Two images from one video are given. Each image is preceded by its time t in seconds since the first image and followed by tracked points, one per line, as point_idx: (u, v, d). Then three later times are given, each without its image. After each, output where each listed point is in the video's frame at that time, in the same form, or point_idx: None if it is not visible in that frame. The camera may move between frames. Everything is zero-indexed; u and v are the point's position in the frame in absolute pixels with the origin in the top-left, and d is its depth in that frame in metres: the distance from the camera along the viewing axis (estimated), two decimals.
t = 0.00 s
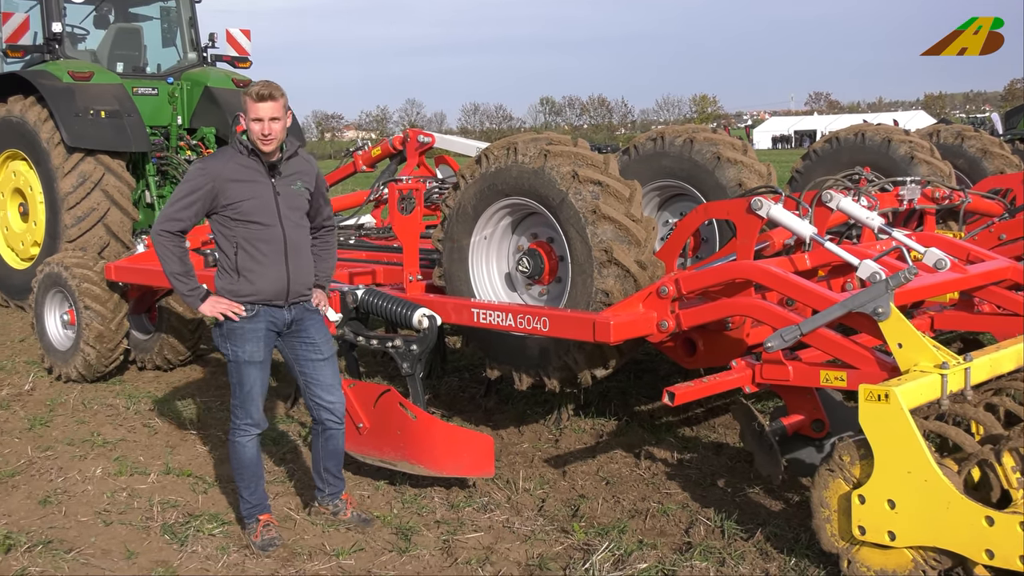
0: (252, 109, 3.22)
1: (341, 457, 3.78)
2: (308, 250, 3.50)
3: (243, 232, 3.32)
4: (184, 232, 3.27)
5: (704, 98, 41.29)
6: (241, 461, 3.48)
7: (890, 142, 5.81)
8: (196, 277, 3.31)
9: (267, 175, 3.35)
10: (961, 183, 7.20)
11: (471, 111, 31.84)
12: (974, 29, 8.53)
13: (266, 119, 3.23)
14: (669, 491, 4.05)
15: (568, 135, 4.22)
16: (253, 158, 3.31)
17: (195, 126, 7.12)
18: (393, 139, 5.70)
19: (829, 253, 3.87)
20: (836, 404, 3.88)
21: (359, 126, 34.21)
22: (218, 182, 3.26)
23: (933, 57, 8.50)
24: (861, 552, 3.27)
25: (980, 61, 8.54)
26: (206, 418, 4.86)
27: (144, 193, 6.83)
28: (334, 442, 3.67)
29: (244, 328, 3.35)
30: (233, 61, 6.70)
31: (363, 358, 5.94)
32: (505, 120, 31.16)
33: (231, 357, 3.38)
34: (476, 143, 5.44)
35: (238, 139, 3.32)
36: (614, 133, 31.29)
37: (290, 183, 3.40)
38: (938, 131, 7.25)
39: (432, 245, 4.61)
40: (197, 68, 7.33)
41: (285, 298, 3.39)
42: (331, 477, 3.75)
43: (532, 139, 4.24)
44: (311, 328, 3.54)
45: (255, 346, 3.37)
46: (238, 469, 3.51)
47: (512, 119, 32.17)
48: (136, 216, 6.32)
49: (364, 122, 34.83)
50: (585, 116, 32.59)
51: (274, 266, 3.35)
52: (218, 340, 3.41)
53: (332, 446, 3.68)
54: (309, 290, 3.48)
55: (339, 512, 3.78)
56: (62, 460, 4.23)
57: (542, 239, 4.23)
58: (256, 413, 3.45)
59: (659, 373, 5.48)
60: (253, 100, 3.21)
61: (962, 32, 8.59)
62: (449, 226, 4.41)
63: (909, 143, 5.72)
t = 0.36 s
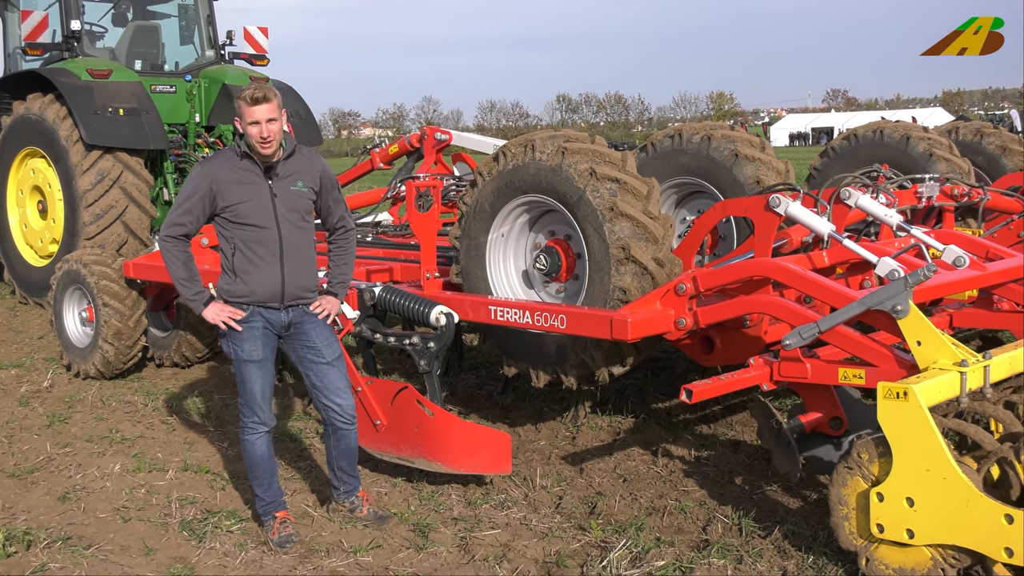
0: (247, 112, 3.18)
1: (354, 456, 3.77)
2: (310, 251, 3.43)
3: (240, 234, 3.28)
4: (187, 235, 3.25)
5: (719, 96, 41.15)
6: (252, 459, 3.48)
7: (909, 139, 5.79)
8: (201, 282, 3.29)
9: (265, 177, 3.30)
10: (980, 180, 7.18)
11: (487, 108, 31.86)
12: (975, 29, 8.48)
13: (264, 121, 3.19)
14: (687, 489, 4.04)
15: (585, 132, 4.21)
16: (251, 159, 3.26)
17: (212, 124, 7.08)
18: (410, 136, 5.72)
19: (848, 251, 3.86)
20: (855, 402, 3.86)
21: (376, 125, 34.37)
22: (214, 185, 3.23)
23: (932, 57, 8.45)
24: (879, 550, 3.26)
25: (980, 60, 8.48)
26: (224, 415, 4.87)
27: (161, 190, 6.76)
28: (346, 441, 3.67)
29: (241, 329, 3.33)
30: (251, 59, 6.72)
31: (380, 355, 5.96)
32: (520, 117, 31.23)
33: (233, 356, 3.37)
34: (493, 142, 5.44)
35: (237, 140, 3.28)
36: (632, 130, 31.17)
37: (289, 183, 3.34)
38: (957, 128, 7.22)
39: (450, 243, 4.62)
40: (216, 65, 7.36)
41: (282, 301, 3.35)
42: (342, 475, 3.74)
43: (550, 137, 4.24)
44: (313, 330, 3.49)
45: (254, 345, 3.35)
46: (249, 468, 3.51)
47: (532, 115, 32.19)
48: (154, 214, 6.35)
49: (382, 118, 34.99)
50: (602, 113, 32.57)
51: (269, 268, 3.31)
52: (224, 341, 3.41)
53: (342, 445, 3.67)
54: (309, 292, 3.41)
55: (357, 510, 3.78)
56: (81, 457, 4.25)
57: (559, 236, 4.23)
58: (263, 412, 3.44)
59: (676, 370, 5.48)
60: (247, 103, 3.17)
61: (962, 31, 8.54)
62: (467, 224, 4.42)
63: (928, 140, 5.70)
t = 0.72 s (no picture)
0: (284, 108, 3.23)
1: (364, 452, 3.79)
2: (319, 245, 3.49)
3: (256, 230, 3.29)
4: (200, 234, 3.21)
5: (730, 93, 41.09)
6: (265, 457, 3.48)
7: (922, 137, 5.78)
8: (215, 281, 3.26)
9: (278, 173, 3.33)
10: (994, 178, 7.15)
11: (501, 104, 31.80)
12: (974, 29, 8.41)
13: (296, 117, 3.26)
14: (699, 487, 4.04)
15: (598, 129, 4.21)
16: (264, 155, 3.28)
17: (224, 121, 7.08)
18: (422, 133, 5.75)
19: (861, 249, 3.85)
20: (867, 399, 3.87)
21: (392, 121, 34.42)
22: (230, 181, 3.21)
23: (932, 57, 8.39)
24: (892, 548, 3.24)
25: (980, 60, 8.41)
26: (236, 411, 4.89)
27: (173, 187, 6.79)
28: (354, 437, 3.68)
29: (261, 327, 3.33)
30: (263, 57, 6.74)
31: (392, 352, 5.97)
32: (530, 116, 31.23)
33: (250, 355, 3.36)
34: (506, 138, 5.44)
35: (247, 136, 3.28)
36: (644, 126, 31.11)
37: (300, 179, 3.39)
38: (971, 126, 7.23)
39: (462, 240, 4.63)
40: (227, 63, 7.31)
41: (301, 295, 3.38)
42: (353, 471, 3.75)
43: (562, 134, 4.23)
44: (325, 325, 3.53)
45: (272, 343, 3.35)
46: (264, 466, 3.50)
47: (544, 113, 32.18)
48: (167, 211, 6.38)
49: (393, 116, 35.06)
50: (612, 111, 32.52)
51: (288, 263, 3.33)
52: (233, 338, 3.39)
53: (351, 441, 3.67)
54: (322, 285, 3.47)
55: (369, 507, 3.79)
56: (94, 453, 4.26)
57: (572, 233, 4.22)
58: (279, 409, 3.44)
59: (688, 368, 5.48)
60: (288, 100, 3.23)
61: (962, 31, 8.47)
62: (479, 221, 4.43)
63: (941, 137, 5.69)
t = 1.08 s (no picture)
0: (313, 105, 3.29)
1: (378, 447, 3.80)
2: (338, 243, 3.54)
3: (290, 229, 3.30)
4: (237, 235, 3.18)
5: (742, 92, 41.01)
6: (288, 457, 3.49)
7: (940, 135, 5.76)
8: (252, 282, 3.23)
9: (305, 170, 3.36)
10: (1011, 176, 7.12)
11: (518, 103, 31.83)
12: (974, 29, 8.36)
13: (324, 114, 3.33)
14: (716, 486, 4.03)
15: (614, 128, 4.21)
16: (294, 153, 3.30)
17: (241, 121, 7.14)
18: (439, 133, 5.77)
19: (878, 247, 3.84)
20: (884, 398, 3.87)
21: (408, 121, 34.47)
22: (265, 180, 3.21)
23: (932, 57, 8.35)
24: (910, 548, 3.22)
25: (978, 61, 8.36)
26: (254, 411, 4.90)
27: (191, 186, 6.83)
28: (368, 431, 3.68)
29: (297, 328, 3.35)
30: (279, 57, 6.76)
31: (408, 351, 5.98)
32: (548, 115, 31.09)
33: (280, 355, 3.37)
34: (521, 138, 5.49)
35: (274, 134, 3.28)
36: (657, 125, 31.05)
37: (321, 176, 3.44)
38: (989, 124, 7.21)
39: (479, 239, 4.64)
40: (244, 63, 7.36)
41: (333, 292, 3.43)
42: (369, 469, 3.76)
43: (579, 133, 4.24)
44: (347, 322, 3.56)
45: (304, 343, 3.37)
46: (287, 465, 3.50)
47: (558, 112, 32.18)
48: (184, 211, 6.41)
49: (408, 116, 35.16)
50: (629, 109, 32.40)
51: (322, 260, 3.37)
52: (260, 338, 3.37)
53: (367, 436, 3.68)
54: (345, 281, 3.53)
55: (385, 505, 3.79)
56: (112, 453, 4.28)
57: (588, 232, 4.23)
58: (305, 409, 3.45)
59: (705, 367, 5.47)
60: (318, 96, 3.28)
61: (962, 31, 8.42)
62: (495, 220, 4.44)
63: (959, 135, 5.67)
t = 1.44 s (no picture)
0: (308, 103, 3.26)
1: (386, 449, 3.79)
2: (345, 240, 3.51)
3: (289, 229, 3.28)
4: (235, 236, 3.18)
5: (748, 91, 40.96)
6: (295, 458, 3.48)
7: (951, 135, 5.74)
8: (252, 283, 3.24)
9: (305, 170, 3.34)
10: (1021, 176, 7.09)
11: (522, 104, 31.77)
12: (974, 28, 8.33)
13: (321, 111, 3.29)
14: (725, 488, 4.02)
15: (624, 128, 4.20)
16: (292, 153, 3.28)
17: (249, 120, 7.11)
18: (448, 133, 5.78)
19: (889, 248, 3.82)
20: (894, 400, 3.84)
21: (416, 121, 34.43)
22: (262, 180, 3.20)
23: (932, 57, 8.32)
24: (920, 550, 3.20)
25: (979, 60, 8.34)
26: (261, 411, 4.89)
27: (198, 186, 6.83)
28: (374, 433, 3.65)
29: (299, 328, 3.33)
30: (288, 56, 6.75)
31: (416, 352, 5.97)
32: (557, 114, 31.01)
33: (284, 356, 3.36)
34: (531, 138, 5.47)
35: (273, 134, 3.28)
36: (667, 125, 31.00)
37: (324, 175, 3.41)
38: (1000, 124, 7.19)
39: (487, 239, 4.63)
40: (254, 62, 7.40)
41: (336, 291, 3.40)
42: (377, 470, 3.74)
43: (588, 133, 4.23)
44: (353, 323, 3.55)
45: (307, 343, 3.36)
46: (295, 466, 3.49)
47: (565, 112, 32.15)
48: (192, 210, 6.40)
49: (417, 115, 35.15)
50: (638, 109, 32.34)
51: (323, 260, 3.34)
52: (266, 338, 3.38)
53: (374, 437, 3.67)
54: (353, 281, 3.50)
55: (393, 506, 3.77)
56: (120, 452, 4.28)
57: (597, 233, 4.22)
58: (311, 409, 3.44)
59: (715, 368, 5.46)
60: (313, 94, 3.26)
61: (962, 31, 8.39)
62: (504, 221, 4.43)
63: (971, 136, 5.65)
